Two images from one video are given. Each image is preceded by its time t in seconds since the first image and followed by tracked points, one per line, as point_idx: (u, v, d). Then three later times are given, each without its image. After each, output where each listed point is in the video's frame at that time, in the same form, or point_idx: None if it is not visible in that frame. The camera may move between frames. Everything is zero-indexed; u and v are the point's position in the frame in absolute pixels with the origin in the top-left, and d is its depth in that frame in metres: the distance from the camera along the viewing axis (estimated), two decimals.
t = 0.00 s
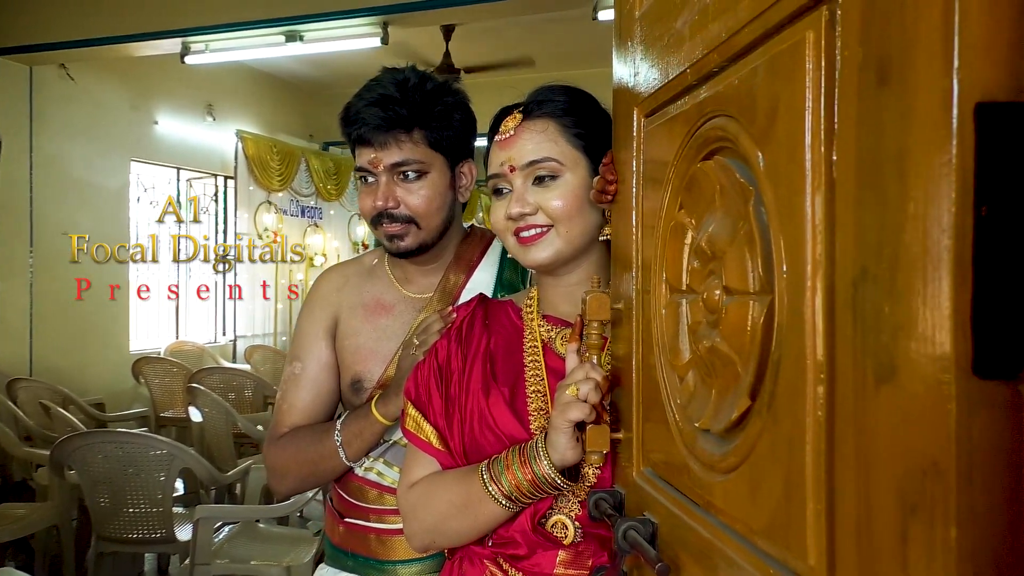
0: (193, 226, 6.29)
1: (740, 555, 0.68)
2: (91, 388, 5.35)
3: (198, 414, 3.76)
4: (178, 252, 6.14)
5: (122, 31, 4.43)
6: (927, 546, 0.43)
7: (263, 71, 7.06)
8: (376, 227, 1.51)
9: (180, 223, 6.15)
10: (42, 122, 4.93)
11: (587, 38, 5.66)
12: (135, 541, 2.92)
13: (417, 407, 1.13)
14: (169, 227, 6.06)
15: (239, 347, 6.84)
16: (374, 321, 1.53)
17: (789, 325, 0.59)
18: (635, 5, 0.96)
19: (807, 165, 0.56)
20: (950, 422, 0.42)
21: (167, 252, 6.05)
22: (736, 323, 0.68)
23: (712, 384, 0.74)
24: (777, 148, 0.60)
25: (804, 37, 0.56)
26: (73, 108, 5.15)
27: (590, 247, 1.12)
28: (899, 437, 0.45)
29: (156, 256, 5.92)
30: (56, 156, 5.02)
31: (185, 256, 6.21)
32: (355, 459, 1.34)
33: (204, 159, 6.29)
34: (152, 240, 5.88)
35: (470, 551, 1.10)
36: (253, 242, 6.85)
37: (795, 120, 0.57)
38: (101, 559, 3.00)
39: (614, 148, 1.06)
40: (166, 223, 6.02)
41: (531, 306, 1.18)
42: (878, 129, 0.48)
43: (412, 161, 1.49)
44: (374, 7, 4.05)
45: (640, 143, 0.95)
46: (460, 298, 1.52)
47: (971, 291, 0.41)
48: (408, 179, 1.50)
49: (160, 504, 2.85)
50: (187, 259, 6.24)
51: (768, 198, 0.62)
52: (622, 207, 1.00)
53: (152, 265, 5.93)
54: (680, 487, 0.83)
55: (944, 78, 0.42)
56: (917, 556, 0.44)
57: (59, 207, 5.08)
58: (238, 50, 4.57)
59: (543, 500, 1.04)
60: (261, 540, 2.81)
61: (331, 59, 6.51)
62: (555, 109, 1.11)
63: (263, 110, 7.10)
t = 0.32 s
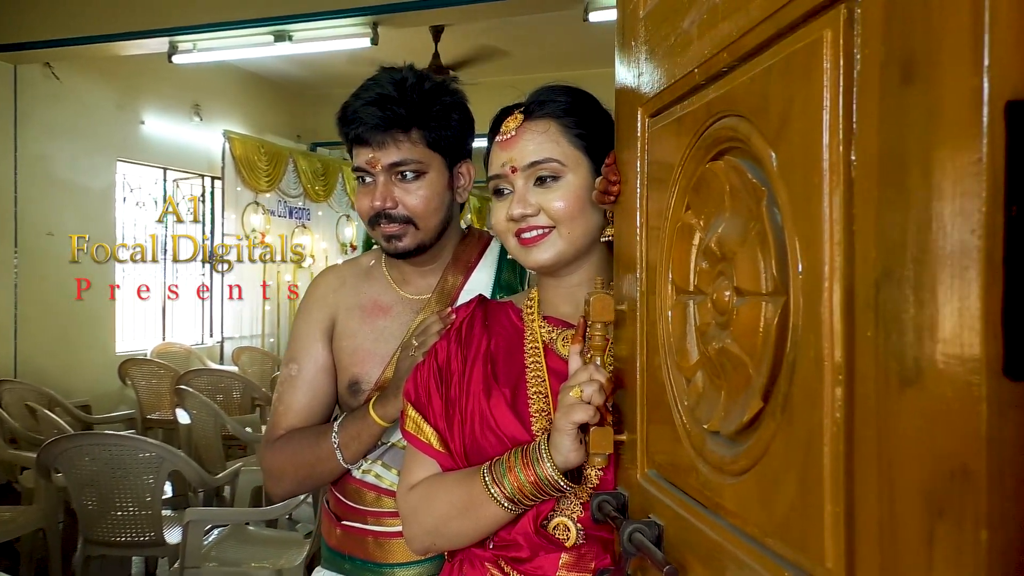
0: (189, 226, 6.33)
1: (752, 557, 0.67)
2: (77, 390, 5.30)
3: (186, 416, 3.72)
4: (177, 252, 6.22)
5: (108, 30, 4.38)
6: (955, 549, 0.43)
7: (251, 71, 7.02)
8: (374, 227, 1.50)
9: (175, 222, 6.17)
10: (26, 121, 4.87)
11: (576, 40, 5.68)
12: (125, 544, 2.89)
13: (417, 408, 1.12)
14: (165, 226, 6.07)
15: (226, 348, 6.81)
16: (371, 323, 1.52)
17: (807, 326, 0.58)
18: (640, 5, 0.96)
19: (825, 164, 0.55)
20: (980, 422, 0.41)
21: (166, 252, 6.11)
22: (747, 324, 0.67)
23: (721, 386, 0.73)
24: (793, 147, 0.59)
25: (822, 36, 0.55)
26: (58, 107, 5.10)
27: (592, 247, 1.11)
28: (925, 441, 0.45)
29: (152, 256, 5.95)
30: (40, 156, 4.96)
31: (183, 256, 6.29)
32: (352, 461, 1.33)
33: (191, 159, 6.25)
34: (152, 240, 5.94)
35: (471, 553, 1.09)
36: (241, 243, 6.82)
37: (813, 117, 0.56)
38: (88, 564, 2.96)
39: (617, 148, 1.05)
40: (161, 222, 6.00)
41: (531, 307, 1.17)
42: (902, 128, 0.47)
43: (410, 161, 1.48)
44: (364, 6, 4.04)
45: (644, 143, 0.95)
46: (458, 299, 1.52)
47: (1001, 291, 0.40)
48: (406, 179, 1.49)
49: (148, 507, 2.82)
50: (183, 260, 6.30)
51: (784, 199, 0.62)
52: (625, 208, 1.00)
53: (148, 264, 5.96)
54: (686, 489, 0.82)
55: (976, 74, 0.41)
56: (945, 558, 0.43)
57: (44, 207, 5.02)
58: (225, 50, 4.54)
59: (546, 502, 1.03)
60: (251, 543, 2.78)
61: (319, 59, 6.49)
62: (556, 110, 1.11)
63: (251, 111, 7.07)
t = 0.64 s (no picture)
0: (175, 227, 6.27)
1: (764, 559, 0.66)
2: (62, 391, 5.26)
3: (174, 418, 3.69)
4: (164, 253, 6.17)
5: (93, 28, 4.33)
6: (985, 549, 0.42)
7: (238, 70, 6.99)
8: (372, 226, 1.49)
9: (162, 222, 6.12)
10: (11, 119, 4.82)
11: (566, 41, 5.68)
12: (113, 548, 2.85)
13: (417, 408, 1.12)
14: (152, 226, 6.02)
15: (213, 350, 6.76)
16: (369, 323, 1.51)
17: (825, 324, 0.57)
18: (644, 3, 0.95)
19: (844, 161, 0.55)
20: (1011, 420, 0.41)
21: (153, 253, 6.06)
22: (759, 323, 0.67)
23: (732, 384, 0.73)
24: (810, 142, 0.59)
25: (842, 32, 0.55)
26: (43, 105, 5.04)
27: (592, 247, 1.11)
28: (952, 441, 0.44)
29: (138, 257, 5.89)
30: (25, 155, 4.90)
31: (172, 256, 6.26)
32: (350, 462, 1.33)
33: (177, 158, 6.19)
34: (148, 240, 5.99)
35: (472, 555, 1.08)
36: (228, 242, 6.78)
37: (831, 113, 0.56)
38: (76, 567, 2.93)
39: (620, 146, 1.05)
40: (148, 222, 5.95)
41: (531, 307, 1.17)
42: (927, 124, 0.47)
43: (408, 159, 1.48)
44: (354, 6, 4.02)
45: (648, 141, 0.94)
46: (456, 299, 1.51)
47: None
48: (403, 178, 1.48)
49: (137, 509, 2.78)
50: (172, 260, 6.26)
51: (799, 198, 0.61)
52: (628, 207, 0.99)
53: (133, 265, 5.89)
54: (692, 489, 0.82)
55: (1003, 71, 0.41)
56: (973, 559, 0.43)
57: (30, 206, 4.96)
58: (213, 48, 4.50)
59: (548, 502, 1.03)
60: (241, 546, 2.76)
61: (308, 58, 6.46)
62: (557, 108, 1.10)
63: (237, 110, 7.03)
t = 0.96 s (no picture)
0: (160, 226, 6.20)
1: (774, 556, 0.66)
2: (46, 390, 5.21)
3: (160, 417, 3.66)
4: (145, 252, 6.06)
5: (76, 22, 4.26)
6: (1011, 545, 0.42)
7: (223, 67, 6.94)
8: (368, 223, 1.47)
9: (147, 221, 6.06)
10: None
11: (553, 39, 5.69)
12: (97, 548, 2.82)
13: (415, 407, 1.11)
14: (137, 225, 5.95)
15: (198, 348, 6.72)
16: (364, 321, 1.50)
17: (839, 319, 0.57)
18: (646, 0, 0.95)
19: (860, 156, 0.54)
20: None
21: (136, 253, 5.98)
22: (769, 319, 0.66)
23: (739, 381, 0.72)
24: (823, 137, 0.59)
25: (858, 28, 0.55)
26: (25, 101, 4.98)
27: (591, 245, 1.10)
28: (975, 437, 0.44)
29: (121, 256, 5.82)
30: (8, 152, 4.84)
31: (156, 255, 6.19)
32: (346, 461, 1.32)
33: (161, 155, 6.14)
34: (122, 242, 5.81)
35: (471, 554, 1.08)
36: (212, 240, 6.74)
37: (847, 109, 0.56)
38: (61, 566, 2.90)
39: (620, 142, 1.04)
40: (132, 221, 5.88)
41: (530, 305, 1.16)
42: (949, 118, 0.46)
43: (404, 155, 1.47)
44: (340, 2, 4.02)
45: (650, 138, 0.94)
46: (452, 297, 1.50)
47: None
48: (399, 174, 1.47)
49: (123, 509, 2.76)
50: (156, 259, 6.19)
51: (811, 193, 0.61)
52: (629, 204, 0.99)
53: (116, 264, 5.82)
54: (697, 487, 0.81)
55: None
56: (997, 555, 0.43)
57: (13, 203, 4.90)
58: (199, 44, 4.48)
59: (548, 501, 1.02)
60: (228, 547, 2.73)
61: (294, 55, 6.42)
62: (557, 105, 1.10)
63: (222, 107, 6.99)
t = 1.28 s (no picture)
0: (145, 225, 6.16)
1: (784, 555, 0.66)
2: (30, 390, 5.16)
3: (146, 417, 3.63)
4: (132, 251, 6.03)
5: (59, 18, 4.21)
6: None
7: (208, 65, 6.89)
8: (364, 220, 1.46)
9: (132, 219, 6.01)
10: None
11: (540, 38, 5.69)
12: (82, 550, 2.79)
13: (415, 407, 1.10)
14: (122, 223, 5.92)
15: (183, 348, 6.67)
16: (360, 320, 1.49)
17: (853, 318, 0.57)
18: None
19: (876, 153, 0.54)
20: None
21: (121, 251, 5.94)
22: (779, 317, 0.66)
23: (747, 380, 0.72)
24: (836, 134, 0.58)
25: (873, 25, 0.54)
26: (9, 99, 4.92)
27: (591, 244, 1.10)
28: (998, 436, 0.44)
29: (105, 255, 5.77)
30: None
31: (141, 254, 6.13)
32: (342, 461, 1.31)
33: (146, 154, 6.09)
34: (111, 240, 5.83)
35: (472, 554, 1.07)
36: (198, 238, 6.69)
37: (862, 106, 0.55)
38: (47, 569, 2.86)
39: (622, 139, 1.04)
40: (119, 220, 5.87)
41: (529, 304, 1.16)
42: (971, 114, 0.46)
43: (402, 153, 1.46)
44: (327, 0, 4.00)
45: (653, 135, 0.93)
46: (448, 296, 1.49)
47: None
48: (396, 172, 1.46)
49: (109, 510, 2.73)
50: (141, 258, 6.14)
51: (824, 192, 0.61)
52: (631, 202, 0.98)
53: (100, 263, 5.77)
54: (703, 485, 0.81)
55: None
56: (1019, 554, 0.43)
57: None
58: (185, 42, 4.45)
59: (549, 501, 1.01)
60: (216, 548, 2.71)
61: (281, 53, 6.38)
62: (557, 103, 1.09)
63: (208, 105, 6.94)
